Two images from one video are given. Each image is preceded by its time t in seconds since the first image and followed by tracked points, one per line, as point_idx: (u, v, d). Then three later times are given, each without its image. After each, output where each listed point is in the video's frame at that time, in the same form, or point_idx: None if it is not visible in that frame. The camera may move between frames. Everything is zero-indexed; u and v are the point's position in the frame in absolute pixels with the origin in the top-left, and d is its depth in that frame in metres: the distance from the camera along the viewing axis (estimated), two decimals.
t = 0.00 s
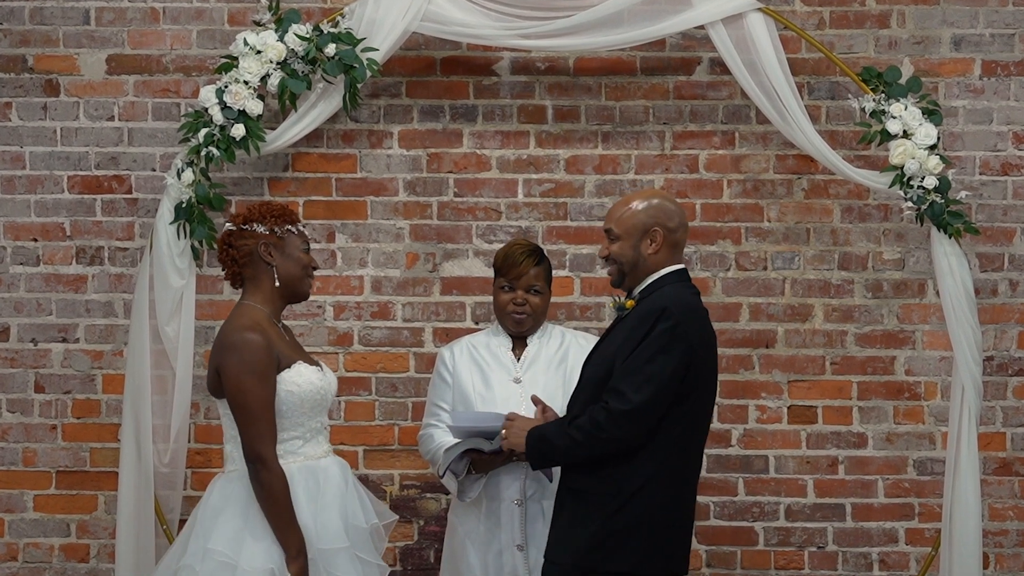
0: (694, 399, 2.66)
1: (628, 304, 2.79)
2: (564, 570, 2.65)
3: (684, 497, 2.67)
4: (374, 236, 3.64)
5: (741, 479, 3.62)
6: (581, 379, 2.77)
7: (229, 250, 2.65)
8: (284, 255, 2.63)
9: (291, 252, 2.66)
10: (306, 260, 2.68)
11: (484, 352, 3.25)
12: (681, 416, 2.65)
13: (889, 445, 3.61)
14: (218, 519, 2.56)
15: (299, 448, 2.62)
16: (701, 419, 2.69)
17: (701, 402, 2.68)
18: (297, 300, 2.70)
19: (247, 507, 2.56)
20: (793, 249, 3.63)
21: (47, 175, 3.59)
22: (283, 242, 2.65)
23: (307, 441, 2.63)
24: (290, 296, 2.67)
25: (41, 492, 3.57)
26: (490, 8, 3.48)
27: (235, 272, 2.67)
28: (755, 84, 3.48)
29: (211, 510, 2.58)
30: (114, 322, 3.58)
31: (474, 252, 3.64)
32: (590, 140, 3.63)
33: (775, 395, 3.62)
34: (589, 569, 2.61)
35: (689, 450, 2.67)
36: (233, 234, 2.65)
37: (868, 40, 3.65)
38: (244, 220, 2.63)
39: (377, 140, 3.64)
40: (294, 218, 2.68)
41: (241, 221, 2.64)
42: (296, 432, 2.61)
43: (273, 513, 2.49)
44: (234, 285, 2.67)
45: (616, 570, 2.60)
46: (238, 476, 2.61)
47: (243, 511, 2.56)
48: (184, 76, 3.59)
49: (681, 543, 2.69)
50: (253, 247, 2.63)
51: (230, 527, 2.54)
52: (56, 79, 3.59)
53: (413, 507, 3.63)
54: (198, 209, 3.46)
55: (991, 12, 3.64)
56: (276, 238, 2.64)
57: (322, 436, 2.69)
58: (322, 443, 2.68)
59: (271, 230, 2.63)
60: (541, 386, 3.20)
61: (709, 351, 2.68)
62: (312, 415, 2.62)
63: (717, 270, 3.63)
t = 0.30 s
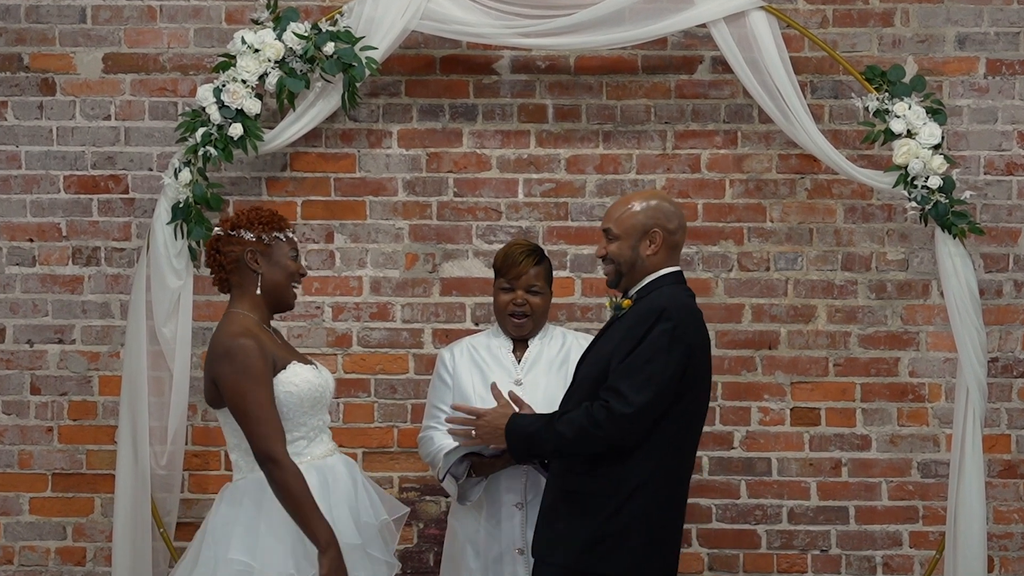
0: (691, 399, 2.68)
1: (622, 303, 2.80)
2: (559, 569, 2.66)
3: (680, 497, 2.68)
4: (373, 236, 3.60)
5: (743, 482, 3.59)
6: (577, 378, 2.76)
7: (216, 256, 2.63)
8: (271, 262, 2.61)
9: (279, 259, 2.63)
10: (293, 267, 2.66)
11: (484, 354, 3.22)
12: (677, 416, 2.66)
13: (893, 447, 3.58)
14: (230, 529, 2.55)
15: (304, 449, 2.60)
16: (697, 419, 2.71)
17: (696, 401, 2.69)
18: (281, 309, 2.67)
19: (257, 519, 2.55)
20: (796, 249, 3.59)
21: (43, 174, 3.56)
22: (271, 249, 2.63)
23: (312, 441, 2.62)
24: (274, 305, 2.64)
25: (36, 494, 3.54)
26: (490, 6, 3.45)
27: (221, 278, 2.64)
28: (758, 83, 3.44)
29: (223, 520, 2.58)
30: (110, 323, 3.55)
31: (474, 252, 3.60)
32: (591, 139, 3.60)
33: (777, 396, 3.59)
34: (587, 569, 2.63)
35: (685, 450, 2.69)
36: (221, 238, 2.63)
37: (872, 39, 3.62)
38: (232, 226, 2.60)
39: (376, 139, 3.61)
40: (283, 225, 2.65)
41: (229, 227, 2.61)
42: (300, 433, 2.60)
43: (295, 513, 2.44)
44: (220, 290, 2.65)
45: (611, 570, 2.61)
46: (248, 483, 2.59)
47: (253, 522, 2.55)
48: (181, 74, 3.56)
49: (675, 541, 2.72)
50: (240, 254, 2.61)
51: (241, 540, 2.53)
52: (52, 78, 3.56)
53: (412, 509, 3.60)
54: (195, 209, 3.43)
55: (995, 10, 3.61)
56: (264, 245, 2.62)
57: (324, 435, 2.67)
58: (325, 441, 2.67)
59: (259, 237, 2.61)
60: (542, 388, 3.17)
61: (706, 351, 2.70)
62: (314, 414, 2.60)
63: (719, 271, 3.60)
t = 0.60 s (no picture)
0: (647, 404, 2.62)
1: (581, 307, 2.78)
2: None
3: (645, 504, 2.63)
4: (372, 235, 3.57)
5: (746, 483, 3.55)
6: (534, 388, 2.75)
7: (209, 260, 2.76)
8: (261, 269, 2.72)
9: (269, 266, 2.74)
10: (284, 275, 2.76)
11: (485, 353, 3.18)
12: (633, 423, 2.61)
13: (897, 448, 3.54)
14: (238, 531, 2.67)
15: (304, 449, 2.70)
16: (659, 423, 2.66)
17: (654, 406, 2.64)
18: (273, 315, 2.78)
19: (261, 519, 2.67)
20: (799, 248, 3.56)
21: (39, 173, 3.53)
22: (261, 256, 2.74)
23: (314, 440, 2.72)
24: (264, 310, 2.75)
25: (32, 496, 3.51)
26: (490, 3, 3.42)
27: (214, 281, 2.78)
28: (760, 81, 3.41)
29: (231, 527, 2.70)
30: (107, 323, 3.52)
31: (474, 251, 3.57)
32: (592, 137, 3.56)
33: (780, 397, 3.55)
34: None
35: (647, 456, 2.64)
36: (214, 243, 2.75)
37: (875, 36, 3.59)
38: (223, 232, 2.72)
39: (375, 137, 3.57)
40: (276, 233, 2.75)
41: (221, 233, 2.73)
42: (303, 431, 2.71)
43: (318, 486, 2.55)
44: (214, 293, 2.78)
45: None
46: (253, 486, 2.72)
47: (257, 523, 2.66)
48: (179, 72, 3.52)
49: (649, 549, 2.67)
50: (232, 260, 2.73)
51: (248, 540, 2.64)
52: (48, 75, 3.53)
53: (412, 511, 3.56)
54: (193, 208, 3.40)
55: (1000, 7, 3.57)
56: (254, 252, 2.73)
57: (326, 434, 2.78)
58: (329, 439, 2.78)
59: (249, 244, 2.72)
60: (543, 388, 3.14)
61: (661, 355, 2.63)
62: (313, 411, 2.72)
63: (721, 270, 3.56)
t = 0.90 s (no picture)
0: (574, 402, 2.55)
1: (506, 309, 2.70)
2: None
3: (579, 506, 2.54)
4: (371, 235, 3.54)
5: (748, 485, 3.52)
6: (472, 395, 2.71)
7: (209, 264, 2.89)
8: (258, 273, 2.84)
9: (266, 271, 2.86)
10: (281, 279, 2.87)
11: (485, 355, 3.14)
12: (559, 423, 2.55)
13: (901, 449, 3.51)
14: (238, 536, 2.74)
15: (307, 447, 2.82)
16: (591, 421, 2.57)
17: (582, 403, 2.56)
18: (272, 318, 2.90)
19: (261, 529, 2.73)
20: (802, 248, 3.53)
21: (34, 172, 3.49)
22: (258, 260, 2.85)
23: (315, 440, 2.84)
24: (263, 313, 2.87)
25: (28, 498, 3.48)
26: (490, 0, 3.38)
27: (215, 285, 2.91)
28: (762, 79, 3.38)
29: (230, 530, 2.76)
30: (103, 323, 3.48)
31: (474, 251, 3.54)
32: (593, 136, 3.53)
33: (783, 398, 3.52)
34: None
35: (578, 455, 2.55)
36: (212, 248, 2.89)
37: (879, 34, 3.55)
38: (221, 237, 2.85)
39: (374, 136, 3.54)
40: (271, 237, 2.86)
41: (218, 238, 2.86)
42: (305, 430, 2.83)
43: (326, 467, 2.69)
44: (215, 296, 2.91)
45: None
46: (253, 492, 2.80)
47: (257, 533, 2.73)
48: (176, 70, 3.49)
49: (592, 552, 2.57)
50: (230, 264, 2.86)
51: (246, 548, 2.71)
52: (43, 73, 3.49)
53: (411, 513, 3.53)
54: (190, 207, 3.37)
55: (1005, 5, 3.54)
56: (250, 257, 2.85)
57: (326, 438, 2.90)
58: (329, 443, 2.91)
59: (245, 248, 2.84)
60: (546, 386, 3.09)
61: (585, 351, 2.56)
62: (313, 413, 2.84)
63: (723, 270, 3.53)
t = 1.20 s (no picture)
0: (519, 400, 2.44)
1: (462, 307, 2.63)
2: None
3: (534, 506, 2.43)
4: (370, 234, 3.51)
5: (751, 486, 3.49)
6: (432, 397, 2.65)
7: (222, 264, 2.87)
8: (268, 268, 2.80)
9: (277, 265, 2.82)
10: (292, 272, 2.82)
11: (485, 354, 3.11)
12: (514, 417, 2.45)
13: (905, 450, 3.48)
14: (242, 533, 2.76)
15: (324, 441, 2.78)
16: (540, 417, 2.45)
17: (529, 400, 2.45)
18: (290, 313, 2.86)
19: (258, 531, 2.76)
20: (804, 248, 3.50)
21: (30, 170, 3.46)
22: (266, 255, 2.82)
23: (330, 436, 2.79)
24: (278, 309, 2.83)
25: (24, 499, 3.45)
26: None
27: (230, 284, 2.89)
28: (765, 77, 3.35)
29: (230, 532, 2.79)
30: (100, 323, 3.45)
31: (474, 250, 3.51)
32: (594, 134, 3.50)
33: (786, 398, 3.49)
34: None
35: (529, 453, 2.44)
36: (223, 248, 2.87)
37: (883, 31, 3.52)
38: (227, 235, 2.83)
39: (373, 134, 3.51)
40: (279, 230, 2.82)
41: (228, 236, 2.84)
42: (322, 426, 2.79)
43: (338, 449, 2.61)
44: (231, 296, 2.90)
45: None
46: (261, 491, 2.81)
47: (253, 535, 2.75)
48: (173, 68, 3.46)
49: (559, 551, 2.45)
50: (241, 261, 2.83)
51: (242, 549, 2.74)
52: (40, 71, 3.46)
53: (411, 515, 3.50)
54: (187, 206, 3.34)
55: (1010, 2, 3.51)
56: (259, 252, 2.81)
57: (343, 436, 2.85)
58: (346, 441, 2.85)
59: (252, 244, 2.81)
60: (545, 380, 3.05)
61: (527, 347, 2.45)
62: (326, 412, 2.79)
63: (726, 270, 3.50)
